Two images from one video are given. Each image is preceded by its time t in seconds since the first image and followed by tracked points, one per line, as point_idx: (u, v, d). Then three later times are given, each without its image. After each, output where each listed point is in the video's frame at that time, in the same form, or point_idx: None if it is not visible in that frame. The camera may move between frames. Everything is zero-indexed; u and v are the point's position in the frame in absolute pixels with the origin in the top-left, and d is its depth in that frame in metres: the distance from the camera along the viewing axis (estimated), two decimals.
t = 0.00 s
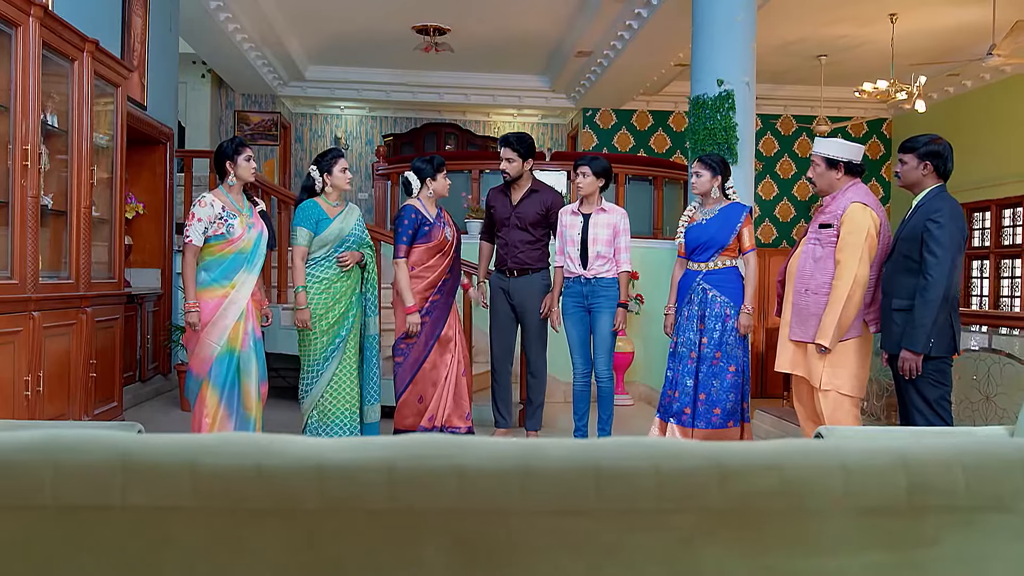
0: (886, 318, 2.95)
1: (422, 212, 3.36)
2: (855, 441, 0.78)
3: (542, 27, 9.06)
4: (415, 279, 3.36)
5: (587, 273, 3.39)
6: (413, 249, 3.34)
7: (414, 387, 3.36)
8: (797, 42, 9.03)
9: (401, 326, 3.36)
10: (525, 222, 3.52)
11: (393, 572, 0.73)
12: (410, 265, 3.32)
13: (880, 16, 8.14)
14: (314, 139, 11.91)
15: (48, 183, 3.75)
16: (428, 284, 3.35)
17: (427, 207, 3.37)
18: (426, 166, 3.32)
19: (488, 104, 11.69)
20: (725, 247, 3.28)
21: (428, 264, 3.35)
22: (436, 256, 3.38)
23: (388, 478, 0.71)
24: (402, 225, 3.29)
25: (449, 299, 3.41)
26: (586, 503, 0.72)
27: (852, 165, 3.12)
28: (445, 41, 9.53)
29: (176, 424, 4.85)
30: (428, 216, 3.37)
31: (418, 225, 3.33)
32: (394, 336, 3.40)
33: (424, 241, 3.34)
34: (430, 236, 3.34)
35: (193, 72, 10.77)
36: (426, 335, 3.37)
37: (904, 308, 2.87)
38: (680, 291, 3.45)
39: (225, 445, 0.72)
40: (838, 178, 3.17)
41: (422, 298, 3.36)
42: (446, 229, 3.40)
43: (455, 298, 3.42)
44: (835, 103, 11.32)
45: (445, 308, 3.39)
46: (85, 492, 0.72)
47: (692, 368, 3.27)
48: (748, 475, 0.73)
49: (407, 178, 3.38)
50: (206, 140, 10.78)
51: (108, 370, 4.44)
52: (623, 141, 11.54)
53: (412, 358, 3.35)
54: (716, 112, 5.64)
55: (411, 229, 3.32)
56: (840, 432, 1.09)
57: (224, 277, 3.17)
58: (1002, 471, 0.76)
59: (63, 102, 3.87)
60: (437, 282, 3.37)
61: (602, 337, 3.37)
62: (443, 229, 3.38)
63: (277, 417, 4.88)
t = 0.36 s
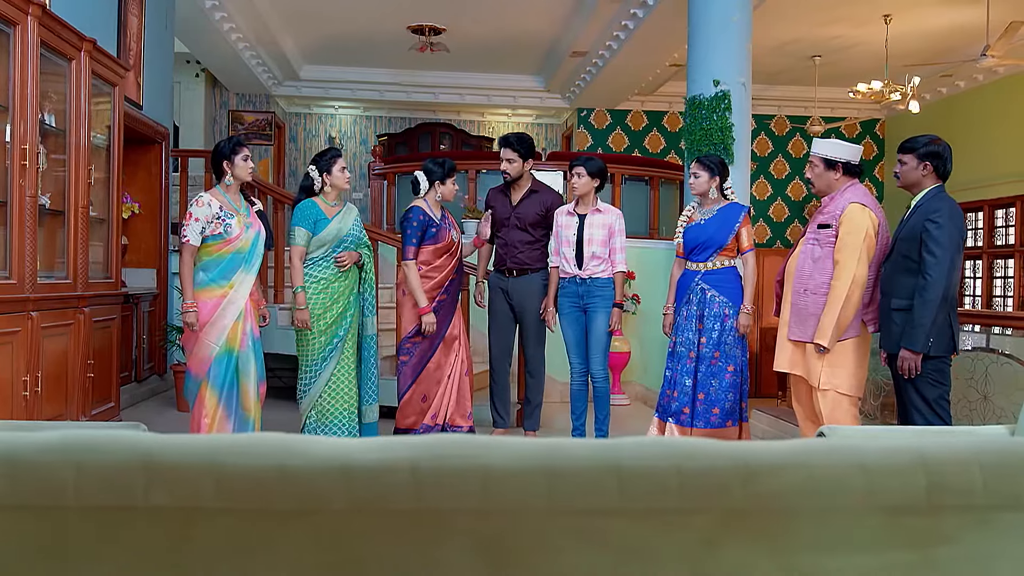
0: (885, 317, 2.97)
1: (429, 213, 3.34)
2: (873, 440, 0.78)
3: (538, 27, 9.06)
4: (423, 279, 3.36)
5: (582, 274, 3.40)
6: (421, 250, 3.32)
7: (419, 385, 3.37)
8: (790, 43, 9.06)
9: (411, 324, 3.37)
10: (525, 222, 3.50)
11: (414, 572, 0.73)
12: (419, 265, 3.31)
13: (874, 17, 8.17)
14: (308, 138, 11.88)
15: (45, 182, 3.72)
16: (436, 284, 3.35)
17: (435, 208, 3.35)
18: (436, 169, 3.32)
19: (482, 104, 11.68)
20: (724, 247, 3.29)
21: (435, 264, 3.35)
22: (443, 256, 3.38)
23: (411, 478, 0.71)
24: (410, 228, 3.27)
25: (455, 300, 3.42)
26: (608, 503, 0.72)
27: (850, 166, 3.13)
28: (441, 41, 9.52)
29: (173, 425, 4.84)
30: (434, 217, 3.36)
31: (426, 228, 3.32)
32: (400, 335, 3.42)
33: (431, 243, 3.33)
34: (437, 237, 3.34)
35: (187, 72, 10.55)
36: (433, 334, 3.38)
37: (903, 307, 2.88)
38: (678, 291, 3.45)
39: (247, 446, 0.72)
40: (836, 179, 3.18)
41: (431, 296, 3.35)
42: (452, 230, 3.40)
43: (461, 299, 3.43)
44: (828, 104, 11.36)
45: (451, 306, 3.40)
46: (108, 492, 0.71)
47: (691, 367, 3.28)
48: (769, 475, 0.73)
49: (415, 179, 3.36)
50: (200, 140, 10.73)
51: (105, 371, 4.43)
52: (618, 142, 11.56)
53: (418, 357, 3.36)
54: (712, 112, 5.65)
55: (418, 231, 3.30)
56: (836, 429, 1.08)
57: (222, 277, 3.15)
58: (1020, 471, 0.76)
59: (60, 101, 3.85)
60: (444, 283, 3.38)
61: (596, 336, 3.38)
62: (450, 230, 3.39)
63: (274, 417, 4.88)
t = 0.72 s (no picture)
0: (884, 317, 2.98)
1: (431, 214, 3.34)
2: (891, 440, 0.78)
3: (533, 28, 9.06)
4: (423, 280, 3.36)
5: (580, 274, 3.40)
6: (422, 250, 3.31)
7: (417, 386, 3.36)
8: (785, 44, 9.08)
9: (408, 326, 3.36)
10: (524, 224, 3.50)
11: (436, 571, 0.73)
12: (419, 266, 3.30)
13: (869, 18, 8.20)
14: (303, 138, 11.84)
15: (44, 182, 3.71)
16: (436, 284, 3.35)
17: (436, 209, 3.36)
18: (439, 170, 3.32)
19: (478, 105, 11.68)
20: (722, 247, 3.28)
21: (436, 265, 3.34)
22: (444, 257, 3.37)
23: (434, 478, 0.71)
24: (411, 228, 3.27)
25: (455, 300, 3.42)
26: (631, 502, 0.73)
27: (849, 166, 3.14)
28: (437, 42, 9.52)
29: (171, 426, 4.83)
30: (436, 218, 3.36)
31: (428, 228, 3.32)
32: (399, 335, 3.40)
33: (433, 243, 3.33)
34: (439, 238, 3.33)
35: (181, 72, 10.61)
36: (432, 335, 3.37)
37: (902, 307, 2.89)
38: (676, 291, 3.46)
39: (268, 447, 0.72)
40: (835, 179, 3.20)
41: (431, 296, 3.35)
42: (453, 231, 3.39)
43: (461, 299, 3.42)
44: (823, 104, 11.39)
45: (451, 307, 3.40)
46: (129, 493, 0.71)
47: (690, 367, 3.28)
48: (791, 474, 0.73)
49: (417, 180, 3.36)
50: (194, 139, 10.70)
51: (104, 371, 4.42)
52: (613, 142, 11.57)
53: (418, 357, 3.35)
54: (709, 113, 5.65)
55: (420, 232, 3.30)
56: (840, 427, 1.09)
57: (221, 277, 3.13)
58: None
59: (59, 101, 3.84)
60: (445, 283, 3.38)
61: (595, 336, 3.38)
62: (451, 231, 3.39)
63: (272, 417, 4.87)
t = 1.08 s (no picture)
0: (882, 317, 2.98)
1: (429, 214, 3.34)
2: (906, 440, 0.79)
3: (529, 28, 9.07)
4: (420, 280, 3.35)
5: (580, 275, 3.41)
6: (419, 251, 3.31)
7: (413, 387, 3.34)
8: (780, 45, 9.11)
9: (405, 326, 3.35)
10: (524, 224, 3.49)
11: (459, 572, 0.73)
12: (415, 266, 3.29)
13: (863, 19, 8.24)
14: (297, 138, 11.81)
15: (42, 182, 3.69)
16: (433, 285, 3.33)
17: (434, 209, 3.35)
18: (437, 169, 3.32)
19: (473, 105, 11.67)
20: (719, 248, 3.26)
21: (433, 266, 3.33)
22: (442, 258, 3.36)
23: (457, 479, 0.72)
24: (409, 228, 3.26)
25: (452, 300, 3.41)
26: (653, 502, 0.73)
27: (847, 167, 3.15)
28: (433, 42, 9.51)
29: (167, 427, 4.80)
30: (434, 218, 3.36)
31: (425, 228, 3.31)
32: (396, 335, 3.39)
33: (431, 244, 3.32)
34: (436, 238, 3.32)
35: (176, 71, 10.57)
36: (429, 336, 3.36)
37: (900, 307, 2.89)
38: (674, 291, 3.44)
39: (292, 447, 0.72)
40: (833, 180, 3.20)
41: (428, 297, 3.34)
42: (451, 231, 3.38)
43: (458, 299, 3.41)
44: (817, 106, 11.42)
45: (448, 308, 3.38)
46: (152, 493, 0.71)
47: (687, 367, 3.26)
48: (810, 473, 0.74)
49: (414, 179, 3.36)
50: (189, 139, 10.65)
51: (102, 370, 4.41)
52: (608, 142, 11.58)
53: (414, 358, 3.33)
54: (705, 113, 5.66)
55: (417, 232, 3.29)
56: (845, 425, 1.10)
57: (220, 277, 3.02)
58: None
59: (57, 101, 3.82)
60: (442, 283, 3.36)
61: (595, 336, 3.38)
62: (449, 232, 3.38)
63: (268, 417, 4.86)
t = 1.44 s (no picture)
0: (879, 317, 2.96)
1: (422, 214, 3.31)
2: (919, 440, 0.80)
3: (525, 28, 9.07)
4: (414, 280, 3.33)
5: (580, 275, 3.42)
6: (412, 251, 3.29)
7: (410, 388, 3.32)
8: (774, 46, 9.14)
9: (399, 327, 3.33)
10: (519, 224, 3.49)
11: (479, 572, 0.74)
12: (408, 266, 3.27)
13: (857, 21, 8.27)
14: (291, 138, 11.78)
15: (39, 182, 3.67)
16: (426, 286, 3.31)
17: (427, 209, 3.32)
18: (430, 169, 3.29)
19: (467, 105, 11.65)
20: (714, 248, 3.17)
21: (427, 266, 3.30)
22: (434, 258, 3.34)
23: (477, 478, 0.72)
24: (401, 227, 3.22)
25: (447, 300, 3.39)
26: (672, 502, 0.74)
27: (844, 168, 3.13)
28: (428, 42, 9.51)
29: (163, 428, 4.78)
30: (426, 218, 3.33)
31: (417, 228, 3.29)
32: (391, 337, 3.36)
33: (423, 244, 3.30)
34: (429, 238, 3.30)
35: (169, 71, 10.52)
36: (424, 336, 3.33)
37: (897, 307, 2.87)
38: (670, 292, 3.35)
39: (314, 448, 0.73)
40: (830, 181, 3.18)
41: (422, 297, 3.32)
42: (444, 231, 3.36)
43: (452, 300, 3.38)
44: (811, 106, 11.45)
45: (442, 309, 3.36)
46: (173, 494, 0.71)
47: (684, 366, 3.19)
48: (829, 473, 0.74)
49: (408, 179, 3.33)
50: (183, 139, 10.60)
51: (98, 370, 4.39)
52: (602, 142, 11.59)
53: (410, 359, 3.31)
54: (701, 114, 5.67)
55: (410, 231, 3.26)
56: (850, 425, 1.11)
57: (215, 278, 2.93)
58: None
59: (54, 101, 3.81)
60: (435, 284, 3.33)
61: (595, 338, 3.40)
62: (442, 232, 3.35)
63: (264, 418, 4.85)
